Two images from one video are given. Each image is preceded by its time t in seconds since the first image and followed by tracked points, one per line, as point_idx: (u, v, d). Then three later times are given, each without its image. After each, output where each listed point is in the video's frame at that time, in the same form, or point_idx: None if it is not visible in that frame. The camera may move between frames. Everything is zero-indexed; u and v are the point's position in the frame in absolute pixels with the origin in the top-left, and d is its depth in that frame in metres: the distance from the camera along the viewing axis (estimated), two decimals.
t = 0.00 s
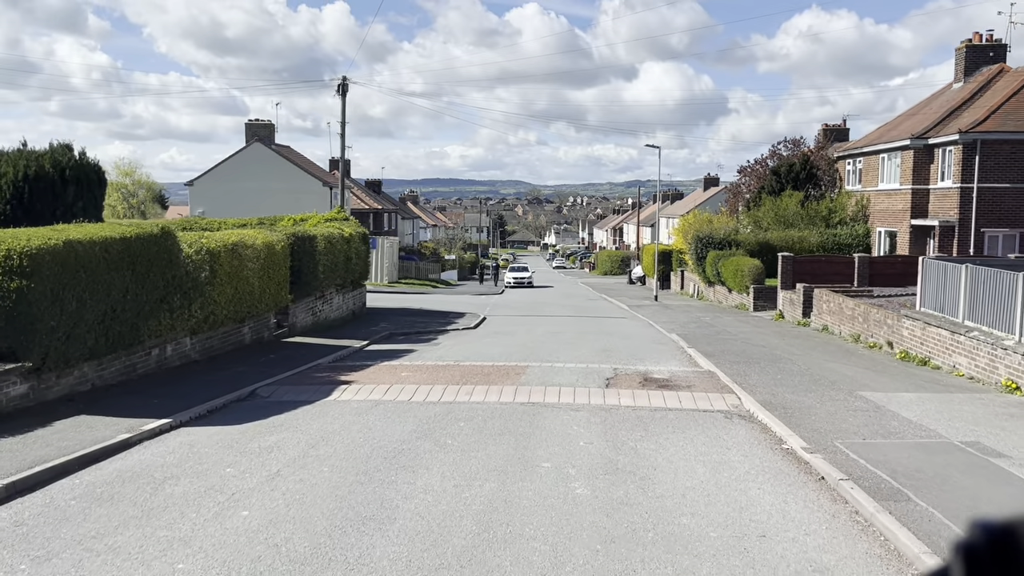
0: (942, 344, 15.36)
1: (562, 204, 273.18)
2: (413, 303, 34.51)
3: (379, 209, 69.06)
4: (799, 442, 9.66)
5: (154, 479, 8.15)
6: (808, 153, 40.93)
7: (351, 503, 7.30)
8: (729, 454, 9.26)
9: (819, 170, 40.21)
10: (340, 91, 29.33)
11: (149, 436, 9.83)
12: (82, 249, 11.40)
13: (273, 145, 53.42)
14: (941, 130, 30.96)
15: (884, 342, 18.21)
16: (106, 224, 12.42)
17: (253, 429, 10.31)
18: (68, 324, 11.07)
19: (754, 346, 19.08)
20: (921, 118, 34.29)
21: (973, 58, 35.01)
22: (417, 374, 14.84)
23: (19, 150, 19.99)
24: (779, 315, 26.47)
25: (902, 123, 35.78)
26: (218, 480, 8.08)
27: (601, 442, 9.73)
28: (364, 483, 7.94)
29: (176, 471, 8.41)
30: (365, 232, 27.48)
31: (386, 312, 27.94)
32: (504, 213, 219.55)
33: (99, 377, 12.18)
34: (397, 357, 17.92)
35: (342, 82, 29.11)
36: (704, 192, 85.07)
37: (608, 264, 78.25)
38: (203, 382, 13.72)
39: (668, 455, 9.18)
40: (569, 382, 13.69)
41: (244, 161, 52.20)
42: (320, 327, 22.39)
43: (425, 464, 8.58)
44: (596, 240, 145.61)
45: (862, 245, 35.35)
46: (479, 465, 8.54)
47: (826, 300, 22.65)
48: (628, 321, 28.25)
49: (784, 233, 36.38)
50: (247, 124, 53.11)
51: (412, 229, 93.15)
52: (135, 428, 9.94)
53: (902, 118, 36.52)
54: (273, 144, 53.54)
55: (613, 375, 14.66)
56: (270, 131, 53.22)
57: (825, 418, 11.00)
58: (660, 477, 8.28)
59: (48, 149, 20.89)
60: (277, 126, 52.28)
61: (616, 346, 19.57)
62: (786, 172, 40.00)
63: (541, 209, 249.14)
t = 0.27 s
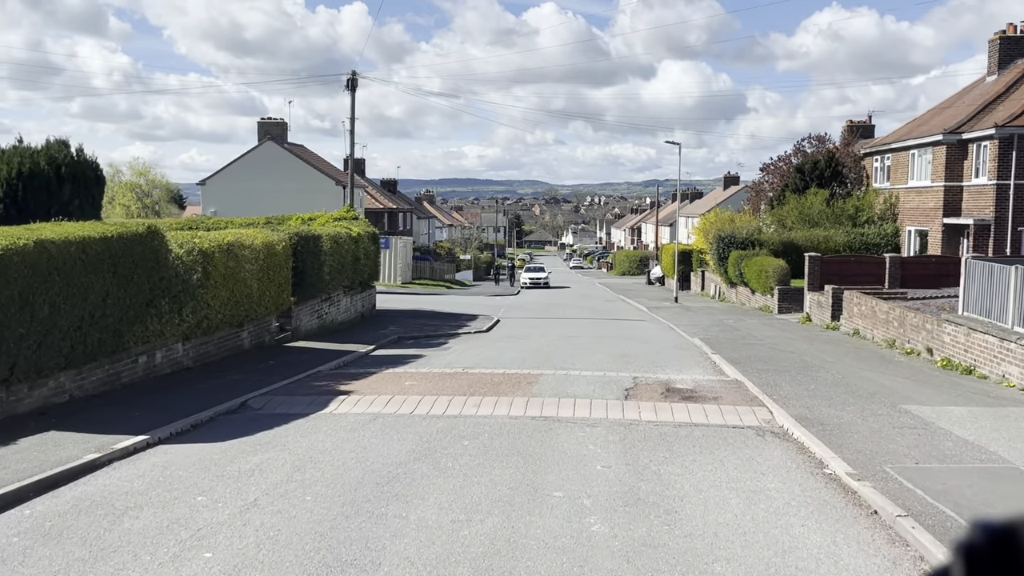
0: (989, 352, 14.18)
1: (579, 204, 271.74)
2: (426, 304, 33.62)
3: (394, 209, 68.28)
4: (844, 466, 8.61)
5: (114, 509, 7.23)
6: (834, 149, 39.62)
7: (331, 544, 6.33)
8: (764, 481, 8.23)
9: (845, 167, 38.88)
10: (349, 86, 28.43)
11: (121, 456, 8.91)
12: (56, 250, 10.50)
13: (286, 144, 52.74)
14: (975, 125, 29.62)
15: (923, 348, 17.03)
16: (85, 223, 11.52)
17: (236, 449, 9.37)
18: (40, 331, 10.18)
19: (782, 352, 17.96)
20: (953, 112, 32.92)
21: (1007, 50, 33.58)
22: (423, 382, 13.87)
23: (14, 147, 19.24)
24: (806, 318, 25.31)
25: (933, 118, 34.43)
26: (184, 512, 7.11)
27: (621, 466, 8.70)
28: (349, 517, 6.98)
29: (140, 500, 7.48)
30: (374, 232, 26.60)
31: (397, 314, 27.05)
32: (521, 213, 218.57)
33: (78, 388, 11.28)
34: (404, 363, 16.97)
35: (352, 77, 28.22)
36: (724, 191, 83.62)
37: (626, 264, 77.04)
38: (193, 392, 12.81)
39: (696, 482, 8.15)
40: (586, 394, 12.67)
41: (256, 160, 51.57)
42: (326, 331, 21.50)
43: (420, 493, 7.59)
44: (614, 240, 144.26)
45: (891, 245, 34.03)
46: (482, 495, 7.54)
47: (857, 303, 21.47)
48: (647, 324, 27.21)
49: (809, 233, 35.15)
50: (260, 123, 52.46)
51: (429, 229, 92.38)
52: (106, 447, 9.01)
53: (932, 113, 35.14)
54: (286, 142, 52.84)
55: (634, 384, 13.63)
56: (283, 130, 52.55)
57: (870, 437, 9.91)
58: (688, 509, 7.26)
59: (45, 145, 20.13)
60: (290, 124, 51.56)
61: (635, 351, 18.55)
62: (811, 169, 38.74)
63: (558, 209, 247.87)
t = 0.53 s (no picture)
0: None
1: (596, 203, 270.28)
2: (437, 306, 32.70)
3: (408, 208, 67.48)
4: (894, 497, 7.56)
5: (55, 548, 6.29)
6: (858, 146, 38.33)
7: None
8: (802, 513, 7.20)
9: (870, 164, 37.57)
10: (357, 81, 27.53)
11: (80, 480, 7.98)
12: (20, 250, 9.58)
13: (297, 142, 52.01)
14: (1010, 119, 28.32)
15: (963, 355, 15.87)
16: (56, 221, 10.63)
17: (210, 471, 8.43)
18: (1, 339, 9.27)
19: (810, 359, 16.87)
20: (985, 106, 31.59)
21: None
22: (425, 393, 12.90)
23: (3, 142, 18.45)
24: (833, 321, 24.16)
25: (963, 113, 33.10)
26: (134, 553, 6.16)
27: (639, 495, 7.67)
28: (322, 560, 6.01)
29: (88, 536, 6.53)
30: (382, 231, 25.71)
31: (405, 317, 26.13)
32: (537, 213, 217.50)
33: (50, 401, 10.36)
34: (407, 370, 16.01)
35: (360, 71, 27.30)
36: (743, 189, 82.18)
37: (643, 264, 75.82)
38: (178, 402, 11.89)
39: (725, 515, 7.12)
40: (599, 406, 11.65)
41: (267, 158, 50.86)
42: (329, 335, 20.59)
43: (408, 530, 6.60)
44: (631, 240, 142.90)
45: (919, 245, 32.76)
46: (479, 534, 6.53)
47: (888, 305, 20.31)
48: (665, 327, 26.15)
49: (833, 232, 33.92)
50: (270, 121, 51.74)
51: (443, 229, 91.56)
52: (64, 469, 8.08)
53: (963, 107, 33.80)
54: (297, 140, 52.11)
55: (652, 396, 12.60)
56: (294, 128, 51.83)
57: (918, 461, 8.82)
58: (717, 553, 6.24)
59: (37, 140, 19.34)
60: (301, 122, 50.81)
61: (654, 357, 17.52)
62: (834, 166, 37.51)
63: (574, 209, 246.55)
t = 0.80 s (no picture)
0: None
1: (611, 202, 268.59)
2: (446, 307, 31.73)
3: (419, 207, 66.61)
4: (954, 537, 6.50)
5: None
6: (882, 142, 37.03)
7: None
8: (849, 558, 6.16)
9: (895, 160, 36.28)
10: (362, 74, 26.59)
11: (20, 511, 7.02)
12: None
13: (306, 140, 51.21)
14: None
15: (1005, 363, 14.68)
16: (16, 218, 9.71)
17: (172, 498, 7.48)
18: None
19: (839, 366, 15.77)
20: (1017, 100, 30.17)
21: None
22: (423, 405, 11.90)
23: None
24: (860, 324, 23.00)
25: (994, 107, 31.71)
26: None
27: (658, 533, 6.64)
28: None
29: None
30: (387, 230, 24.79)
31: (412, 319, 25.17)
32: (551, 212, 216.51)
33: (10, 416, 9.44)
34: (408, 377, 15.03)
35: (365, 64, 26.37)
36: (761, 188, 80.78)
37: (659, 263, 74.61)
38: (154, 414, 10.95)
39: (758, 560, 6.10)
40: (612, 421, 10.62)
41: (276, 156, 50.13)
42: (330, 339, 19.65)
43: None
44: (646, 239, 141.57)
45: (948, 244, 31.38)
46: None
47: (920, 308, 19.13)
48: (682, 330, 25.06)
49: (857, 231, 32.69)
50: (279, 118, 50.98)
51: (456, 228, 90.61)
52: (4, 498, 7.14)
53: (993, 101, 32.39)
54: (306, 138, 51.30)
55: (671, 409, 11.56)
56: (304, 125, 51.02)
57: (976, 491, 7.75)
58: None
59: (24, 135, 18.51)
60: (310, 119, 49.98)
61: (671, 364, 16.46)
62: (857, 162, 36.24)
63: (589, 208, 245.31)
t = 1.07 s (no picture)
0: None
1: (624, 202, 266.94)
2: (454, 309, 30.76)
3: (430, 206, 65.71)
4: None
5: None
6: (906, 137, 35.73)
7: None
8: None
9: (919, 156, 34.97)
10: (365, 68, 25.65)
11: None
12: None
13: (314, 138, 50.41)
14: None
15: None
16: None
17: (116, 536, 6.54)
18: None
19: (868, 374, 14.67)
20: None
21: None
22: (417, 419, 10.91)
23: None
24: (886, 328, 21.87)
25: None
26: None
27: None
28: None
29: None
30: (390, 229, 23.84)
31: (416, 322, 24.20)
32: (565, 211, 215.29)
33: None
34: (406, 386, 14.04)
35: (368, 57, 25.44)
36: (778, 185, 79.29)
37: (673, 263, 73.38)
38: (122, 430, 10.01)
39: None
40: (623, 439, 9.58)
41: (283, 154, 49.40)
42: (328, 343, 18.70)
43: None
44: (661, 238, 140.15)
45: (974, 244, 30.20)
46: None
47: (953, 311, 17.96)
48: (698, 333, 24.00)
49: (880, 229, 31.47)
50: (287, 116, 50.26)
51: (468, 227, 89.68)
52: None
53: None
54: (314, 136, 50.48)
55: (689, 424, 10.52)
56: (311, 123, 50.25)
57: None
58: None
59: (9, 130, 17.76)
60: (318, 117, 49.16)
61: (688, 371, 15.42)
62: (879, 158, 34.97)
63: (603, 207, 243.88)
